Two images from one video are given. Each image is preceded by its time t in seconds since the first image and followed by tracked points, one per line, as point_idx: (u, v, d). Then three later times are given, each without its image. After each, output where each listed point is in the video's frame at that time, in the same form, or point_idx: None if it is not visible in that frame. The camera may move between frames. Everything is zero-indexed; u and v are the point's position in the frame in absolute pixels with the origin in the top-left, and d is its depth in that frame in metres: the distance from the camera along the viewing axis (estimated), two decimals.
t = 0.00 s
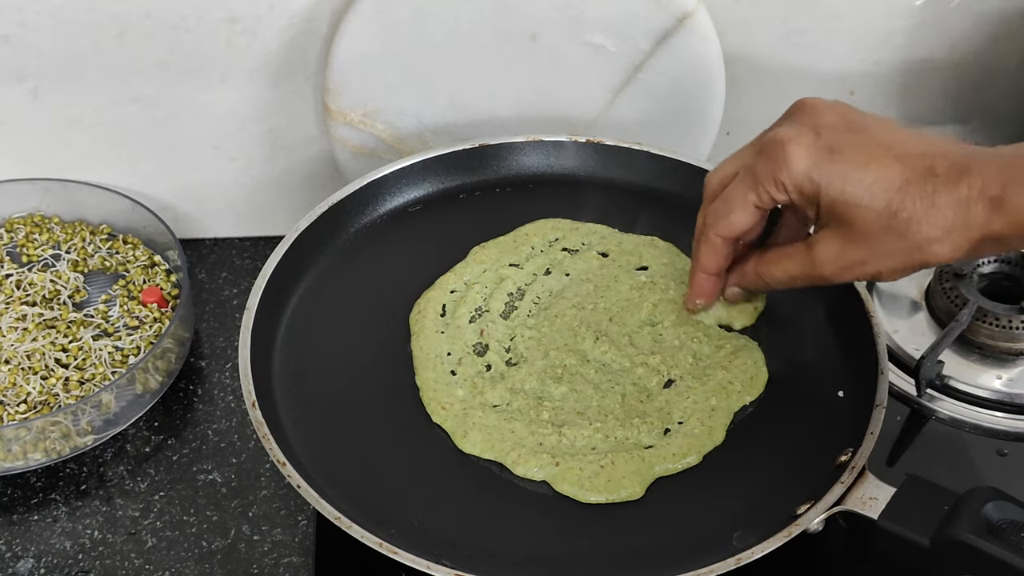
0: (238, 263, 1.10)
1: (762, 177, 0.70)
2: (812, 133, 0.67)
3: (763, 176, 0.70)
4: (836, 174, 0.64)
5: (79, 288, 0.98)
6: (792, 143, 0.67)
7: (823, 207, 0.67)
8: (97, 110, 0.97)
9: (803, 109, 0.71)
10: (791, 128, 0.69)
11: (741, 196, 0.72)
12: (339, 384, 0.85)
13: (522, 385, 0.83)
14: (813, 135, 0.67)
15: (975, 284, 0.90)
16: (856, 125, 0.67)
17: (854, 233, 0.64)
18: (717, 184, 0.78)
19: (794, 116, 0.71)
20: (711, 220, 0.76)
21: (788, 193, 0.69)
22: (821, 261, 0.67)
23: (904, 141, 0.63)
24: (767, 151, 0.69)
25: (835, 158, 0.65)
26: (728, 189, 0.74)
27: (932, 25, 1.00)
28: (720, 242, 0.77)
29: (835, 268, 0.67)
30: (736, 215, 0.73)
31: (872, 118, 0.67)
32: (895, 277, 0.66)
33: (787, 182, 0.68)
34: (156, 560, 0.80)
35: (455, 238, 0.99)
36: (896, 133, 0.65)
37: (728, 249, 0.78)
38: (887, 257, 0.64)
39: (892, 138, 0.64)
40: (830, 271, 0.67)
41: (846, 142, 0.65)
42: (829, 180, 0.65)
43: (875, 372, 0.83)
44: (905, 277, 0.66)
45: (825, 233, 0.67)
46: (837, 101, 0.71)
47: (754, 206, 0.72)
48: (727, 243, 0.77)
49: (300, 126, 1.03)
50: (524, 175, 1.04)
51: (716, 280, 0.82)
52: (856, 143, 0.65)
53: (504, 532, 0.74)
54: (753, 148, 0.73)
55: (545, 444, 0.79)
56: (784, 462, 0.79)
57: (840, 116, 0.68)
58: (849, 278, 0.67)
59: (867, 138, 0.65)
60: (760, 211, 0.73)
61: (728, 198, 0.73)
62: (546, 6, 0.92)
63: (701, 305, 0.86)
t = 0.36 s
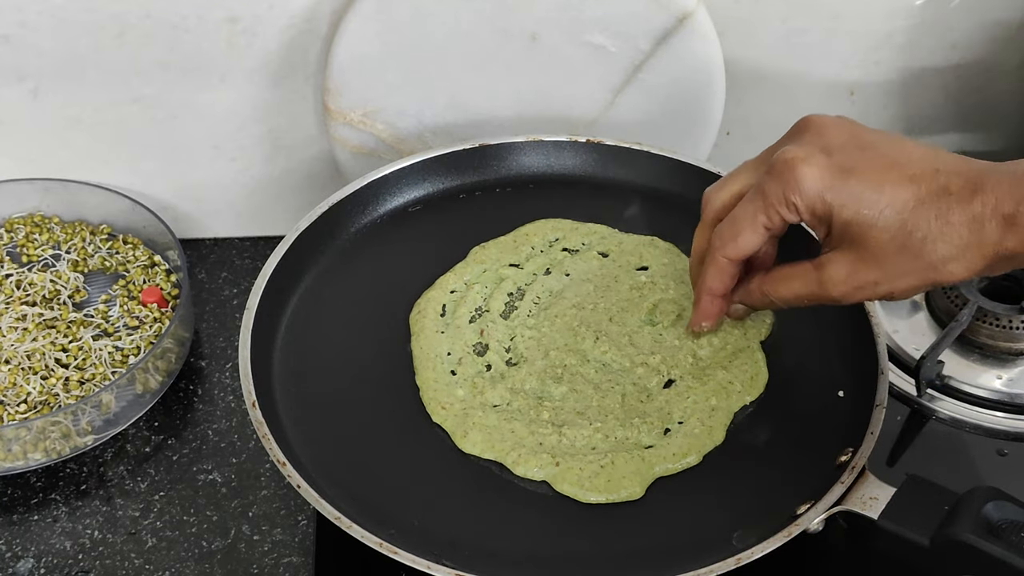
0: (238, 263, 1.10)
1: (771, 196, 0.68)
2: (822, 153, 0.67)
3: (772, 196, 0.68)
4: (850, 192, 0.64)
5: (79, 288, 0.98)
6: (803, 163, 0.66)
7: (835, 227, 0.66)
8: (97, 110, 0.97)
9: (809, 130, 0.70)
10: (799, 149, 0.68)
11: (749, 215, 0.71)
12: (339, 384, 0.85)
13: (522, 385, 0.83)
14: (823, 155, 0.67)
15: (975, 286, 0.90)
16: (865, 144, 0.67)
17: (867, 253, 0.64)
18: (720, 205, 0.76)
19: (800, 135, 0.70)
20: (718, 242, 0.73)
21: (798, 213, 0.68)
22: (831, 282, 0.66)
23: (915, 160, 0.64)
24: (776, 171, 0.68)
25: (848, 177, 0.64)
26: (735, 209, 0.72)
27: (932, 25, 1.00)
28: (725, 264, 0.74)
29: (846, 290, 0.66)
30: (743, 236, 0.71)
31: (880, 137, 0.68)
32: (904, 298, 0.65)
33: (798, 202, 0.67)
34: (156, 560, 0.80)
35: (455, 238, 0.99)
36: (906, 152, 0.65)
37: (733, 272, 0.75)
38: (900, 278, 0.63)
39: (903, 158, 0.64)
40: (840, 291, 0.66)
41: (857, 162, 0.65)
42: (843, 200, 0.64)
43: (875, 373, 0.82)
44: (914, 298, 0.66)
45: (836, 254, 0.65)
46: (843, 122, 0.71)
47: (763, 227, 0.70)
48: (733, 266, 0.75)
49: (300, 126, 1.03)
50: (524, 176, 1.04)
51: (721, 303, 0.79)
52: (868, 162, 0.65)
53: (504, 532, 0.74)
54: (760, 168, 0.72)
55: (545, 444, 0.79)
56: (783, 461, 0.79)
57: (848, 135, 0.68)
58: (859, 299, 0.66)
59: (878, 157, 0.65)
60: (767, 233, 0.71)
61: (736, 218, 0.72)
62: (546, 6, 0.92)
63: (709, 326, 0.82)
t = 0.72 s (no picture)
0: (238, 263, 1.10)
1: (766, 154, 0.65)
2: (820, 115, 0.64)
3: (767, 151, 0.65)
4: (845, 154, 0.61)
5: (79, 288, 0.98)
6: (799, 123, 0.64)
7: (827, 188, 0.63)
8: (97, 110, 0.97)
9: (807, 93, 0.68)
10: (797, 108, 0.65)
11: (742, 170, 0.67)
12: (339, 384, 0.85)
13: (522, 385, 0.84)
14: (821, 116, 0.64)
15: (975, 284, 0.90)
16: (862, 109, 0.64)
17: (858, 216, 0.62)
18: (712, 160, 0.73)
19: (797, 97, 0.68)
20: (708, 194, 0.69)
21: (792, 172, 0.65)
22: (820, 244, 0.63)
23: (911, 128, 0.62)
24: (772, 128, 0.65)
25: (844, 138, 0.62)
26: (728, 164, 0.68)
27: (932, 25, 1.00)
28: (712, 220, 0.70)
29: (834, 252, 0.63)
30: (735, 189, 0.67)
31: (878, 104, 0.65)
32: (890, 266, 0.64)
33: (792, 160, 0.64)
34: (156, 560, 0.80)
35: (454, 238, 0.99)
36: (903, 118, 0.63)
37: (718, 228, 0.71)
38: (887, 241, 0.62)
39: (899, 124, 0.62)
40: (828, 253, 0.64)
41: (853, 125, 0.63)
42: (836, 161, 0.62)
43: (875, 373, 0.82)
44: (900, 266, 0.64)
45: (827, 216, 0.63)
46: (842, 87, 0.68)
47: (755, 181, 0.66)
48: (719, 222, 0.70)
49: (300, 126, 1.03)
50: (524, 176, 1.04)
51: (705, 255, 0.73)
52: (864, 126, 0.62)
53: (504, 532, 0.74)
54: (754, 124, 0.69)
55: (545, 444, 0.79)
56: (783, 462, 0.79)
57: (845, 99, 0.65)
58: (847, 262, 0.64)
59: (874, 122, 0.63)
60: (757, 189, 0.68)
61: (728, 172, 0.68)
62: (546, 6, 0.92)
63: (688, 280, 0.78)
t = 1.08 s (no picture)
0: (238, 263, 1.10)
1: (744, 171, 0.69)
2: (794, 127, 0.67)
3: (745, 168, 0.69)
4: (819, 169, 0.64)
5: (79, 288, 0.98)
6: (774, 137, 0.66)
7: (805, 200, 0.67)
8: (97, 110, 0.97)
9: (784, 102, 0.70)
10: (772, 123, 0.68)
11: (725, 188, 0.71)
12: (338, 384, 0.85)
13: (522, 385, 0.83)
14: (795, 129, 0.67)
15: (975, 284, 0.90)
16: (836, 119, 0.67)
17: (836, 228, 0.65)
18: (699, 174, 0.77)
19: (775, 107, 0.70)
20: (696, 213, 0.74)
21: (771, 186, 0.68)
22: (803, 254, 0.69)
23: (884, 136, 0.64)
24: (749, 144, 0.68)
25: (818, 152, 0.65)
26: (712, 181, 0.73)
27: (932, 25, 1.00)
28: (704, 236, 0.75)
29: (816, 260, 0.68)
30: (720, 207, 0.72)
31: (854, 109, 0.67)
32: (873, 269, 0.68)
33: (769, 176, 0.67)
34: (156, 560, 0.80)
35: (454, 238, 0.99)
36: (876, 127, 0.65)
37: (711, 241, 0.76)
38: (865, 249, 0.65)
39: (873, 133, 0.64)
40: (812, 262, 0.69)
41: (827, 137, 0.65)
42: (811, 174, 0.65)
43: (875, 373, 0.82)
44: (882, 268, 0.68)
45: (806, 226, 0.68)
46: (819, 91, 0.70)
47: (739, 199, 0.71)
48: (711, 236, 0.75)
49: (300, 126, 1.03)
50: (524, 176, 1.04)
51: (700, 270, 0.80)
52: (837, 138, 0.65)
53: (504, 533, 0.74)
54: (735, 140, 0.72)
55: (545, 444, 0.79)
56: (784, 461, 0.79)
57: (820, 109, 0.68)
58: (830, 268, 0.69)
59: (848, 133, 0.65)
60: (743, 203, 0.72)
61: (712, 190, 0.72)
62: (546, 6, 0.92)
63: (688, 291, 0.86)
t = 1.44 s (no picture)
0: (238, 263, 1.10)
1: (742, 169, 0.67)
2: (791, 124, 0.65)
3: (742, 165, 0.67)
4: (817, 166, 0.63)
5: (79, 288, 0.98)
6: (772, 134, 0.65)
7: (802, 195, 0.66)
8: (97, 110, 0.97)
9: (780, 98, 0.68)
10: (767, 119, 0.67)
11: (721, 186, 0.69)
12: (338, 384, 0.85)
13: (522, 385, 0.83)
14: (792, 125, 0.65)
15: (974, 285, 0.90)
16: (832, 113, 0.66)
17: (832, 220, 0.65)
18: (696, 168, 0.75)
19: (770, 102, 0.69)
20: (691, 207, 0.72)
21: (770, 184, 0.67)
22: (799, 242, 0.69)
23: (881, 130, 0.63)
24: (746, 141, 0.67)
25: (815, 149, 0.64)
26: (708, 177, 0.70)
27: (931, 25, 1.00)
28: (697, 229, 0.73)
29: (812, 247, 0.68)
30: (716, 204, 0.69)
31: (849, 103, 0.66)
32: (868, 258, 0.68)
33: (767, 174, 0.66)
34: (156, 560, 0.80)
35: (454, 237, 0.99)
36: (872, 120, 0.64)
37: (705, 233, 0.74)
38: (861, 241, 0.65)
39: (870, 128, 0.64)
40: (806, 248, 0.69)
41: (825, 132, 0.64)
42: (809, 170, 0.64)
43: (875, 373, 0.82)
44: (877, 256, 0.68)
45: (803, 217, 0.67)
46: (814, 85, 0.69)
47: (736, 196, 0.69)
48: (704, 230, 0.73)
49: (300, 126, 1.03)
50: (524, 175, 1.04)
51: (686, 258, 0.79)
52: (834, 133, 0.64)
53: (504, 533, 0.74)
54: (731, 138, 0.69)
55: (545, 444, 0.79)
56: (784, 461, 0.79)
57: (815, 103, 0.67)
58: (825, 256, 0.69)
59: (844, 127, 0.64)
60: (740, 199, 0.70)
61: (708, 187, 0.70)
62: (546, 6, 0.92)
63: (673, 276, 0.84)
